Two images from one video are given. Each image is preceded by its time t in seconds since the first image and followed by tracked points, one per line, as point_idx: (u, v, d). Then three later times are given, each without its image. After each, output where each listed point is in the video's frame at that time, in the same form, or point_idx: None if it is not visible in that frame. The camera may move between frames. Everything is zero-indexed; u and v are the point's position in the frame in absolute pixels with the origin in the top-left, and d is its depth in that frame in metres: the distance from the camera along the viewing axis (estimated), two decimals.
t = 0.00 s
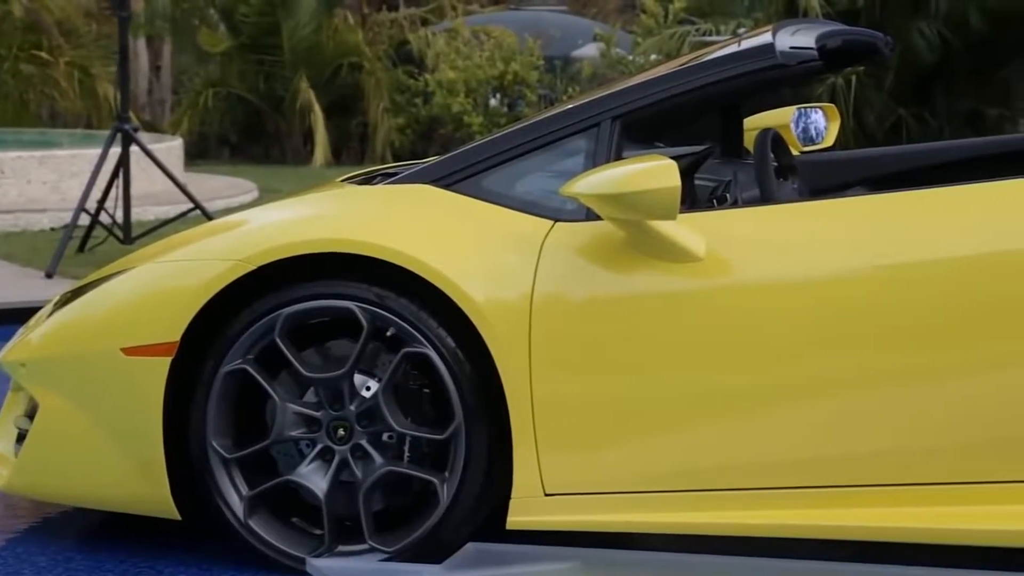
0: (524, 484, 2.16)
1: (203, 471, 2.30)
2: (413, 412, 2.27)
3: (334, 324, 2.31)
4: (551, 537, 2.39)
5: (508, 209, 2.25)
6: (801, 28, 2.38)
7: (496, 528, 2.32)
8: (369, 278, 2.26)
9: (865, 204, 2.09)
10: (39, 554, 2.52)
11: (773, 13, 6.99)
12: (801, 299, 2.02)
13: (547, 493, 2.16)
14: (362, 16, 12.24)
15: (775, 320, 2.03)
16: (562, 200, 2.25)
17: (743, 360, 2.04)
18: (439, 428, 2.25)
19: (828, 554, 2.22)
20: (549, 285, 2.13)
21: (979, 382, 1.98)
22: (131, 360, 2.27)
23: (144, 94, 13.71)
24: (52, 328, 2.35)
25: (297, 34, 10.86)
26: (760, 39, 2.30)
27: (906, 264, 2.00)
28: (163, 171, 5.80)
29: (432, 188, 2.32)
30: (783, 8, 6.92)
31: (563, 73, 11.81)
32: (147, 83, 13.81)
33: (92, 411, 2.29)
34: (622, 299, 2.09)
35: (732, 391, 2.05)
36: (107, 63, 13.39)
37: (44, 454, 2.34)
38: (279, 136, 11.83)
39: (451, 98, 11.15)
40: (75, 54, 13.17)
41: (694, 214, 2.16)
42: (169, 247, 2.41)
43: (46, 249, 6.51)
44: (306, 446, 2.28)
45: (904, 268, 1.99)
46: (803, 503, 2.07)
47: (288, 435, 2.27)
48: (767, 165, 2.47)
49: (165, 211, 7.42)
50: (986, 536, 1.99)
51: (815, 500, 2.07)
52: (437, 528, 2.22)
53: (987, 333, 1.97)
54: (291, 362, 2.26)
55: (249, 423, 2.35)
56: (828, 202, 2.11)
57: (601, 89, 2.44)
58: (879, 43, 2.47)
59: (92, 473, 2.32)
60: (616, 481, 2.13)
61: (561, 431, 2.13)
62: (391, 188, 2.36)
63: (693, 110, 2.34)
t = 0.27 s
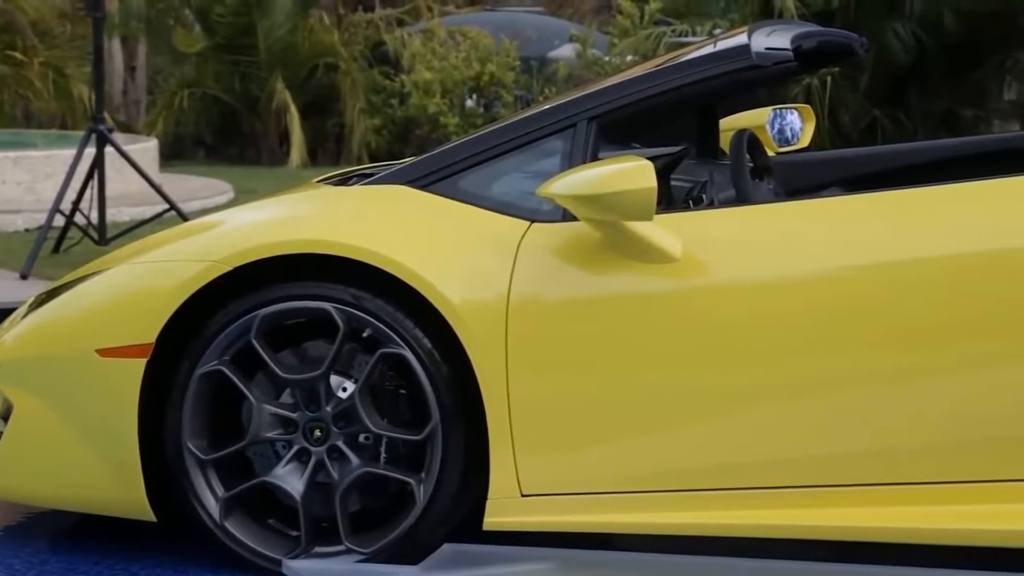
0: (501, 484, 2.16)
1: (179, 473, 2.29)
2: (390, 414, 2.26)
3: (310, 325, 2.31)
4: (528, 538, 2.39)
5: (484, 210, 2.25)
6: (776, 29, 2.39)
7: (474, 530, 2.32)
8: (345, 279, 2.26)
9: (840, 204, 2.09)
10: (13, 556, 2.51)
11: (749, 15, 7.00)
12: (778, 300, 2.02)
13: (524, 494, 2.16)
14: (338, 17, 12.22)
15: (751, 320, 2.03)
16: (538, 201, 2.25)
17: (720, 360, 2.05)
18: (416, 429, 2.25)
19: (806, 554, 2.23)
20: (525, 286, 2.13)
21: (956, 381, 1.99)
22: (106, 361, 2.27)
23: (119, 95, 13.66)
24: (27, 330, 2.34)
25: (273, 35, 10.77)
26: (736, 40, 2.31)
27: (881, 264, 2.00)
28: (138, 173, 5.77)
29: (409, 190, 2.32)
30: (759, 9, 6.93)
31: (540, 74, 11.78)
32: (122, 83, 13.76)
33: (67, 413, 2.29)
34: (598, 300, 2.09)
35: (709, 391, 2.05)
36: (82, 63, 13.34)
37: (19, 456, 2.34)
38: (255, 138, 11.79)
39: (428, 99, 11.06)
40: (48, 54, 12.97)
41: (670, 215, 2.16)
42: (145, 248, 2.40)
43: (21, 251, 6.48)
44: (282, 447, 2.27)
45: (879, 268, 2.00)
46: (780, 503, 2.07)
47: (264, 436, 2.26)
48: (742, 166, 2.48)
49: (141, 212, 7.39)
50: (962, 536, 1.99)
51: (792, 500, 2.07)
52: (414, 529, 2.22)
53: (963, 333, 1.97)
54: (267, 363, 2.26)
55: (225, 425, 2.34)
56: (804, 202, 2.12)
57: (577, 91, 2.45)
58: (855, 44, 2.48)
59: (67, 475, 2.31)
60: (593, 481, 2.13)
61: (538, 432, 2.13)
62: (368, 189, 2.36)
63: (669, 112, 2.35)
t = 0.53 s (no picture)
0: (477, 485, 2.16)
1: (155, 474, 2.29)
2: (366, 415, 2.26)
3: (286, 326, 2.30)
4: (506, 539, 2.39)
5: (460, 211, 2.25)
6: (751, 30, 2.39)
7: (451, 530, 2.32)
8: (321, 279, 2.25)
9: (816, 205, 2.10)
10: None
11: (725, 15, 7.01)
12: (754, 300, 2.03)
13: (501, 495, 2.16)
14: (313, 18, 12.18)
15: (727, 320, 2.03)
16: (514, 202, 2.26)
17: (696, 361, 2.05)
18: (392, 429, 2.25)
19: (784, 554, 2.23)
20: (501, 286, 2.13)
21: (932, 381, 1.99)
22: (81, 362, 2.26)
23: (93, 95, 13.61)
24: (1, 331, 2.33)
25: (247, 36, 10.75)
26: (711, 41, 2.31)
27: (856, 265, 2.00)
28: (113, 173, 5.74)
29: (385, 191, 2.32)
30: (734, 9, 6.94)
31: (515, 75, 11.72)
32: (97, 84, 13.70)
33: (42, 414, 2.28)
34: (574, 300, 2.09)
35: (685, 392, 2.06)
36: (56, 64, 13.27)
37: None
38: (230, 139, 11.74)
39: (404, 100, 10.92)
40: (24, 55, 12.83)
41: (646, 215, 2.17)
42: (120, 249, 2.39)
43: None
44: (258, 448, 2.27)
45: (854, 268, 2.00)
46: (758, 503, 2.08)
47: (240, 438, 2.26)
48: (718, 167, 2.49)
49: (116, 213, 7.37)
50: (939, 535, 1.99)
51: (769, 500, 2.07)
52: (391, 530, 2.22)
53: (939, 333, 1.97)
54: (243, 364, 2.25)
55: (201, 426, 2.34)
56: (780, 203, 2.12)
57: (553, 91, 2.45)
58: (830, 44, 2.49)
59: (42, 476, 2.30)
60: (571, 482, 2.13)
61: (514, 432, 2.13)
62: (344, 189, 2.36)
63: (644, 112, 2.35)
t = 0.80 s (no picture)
0: (452, 487, 2.16)
1: (128, 476, 2.28)
2: (340, 416, 2.26)
3: (260, 327, 2.30)
4: (481, 540, 2.38)
5: (434, 212, 2.25)
6: (724, 31, 2.40)
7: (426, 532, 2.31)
8: (294, 281, 2.25)
9: (790, 206, 2.10)
10: None
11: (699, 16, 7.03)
12: (728, 301, 2.03)
13: (476, 496, 2.16)
14: (286, 19, 12.14)
15: (702, 321, 2.03)
16: (489, 203, 2.26)
17: (671, 362, 2.05)
18: (366, 431, 2.25)
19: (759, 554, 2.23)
20: (475, 287, 2.13)
21: (906, 382, 1.99)
22: (53, 364, 2.25)
23: (66, 96, 13.54)
24: None
25: (220, 35, 10.53)
26: (685, 42, 2.32)
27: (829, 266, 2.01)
28: (85, 174, 5.71)
29: (359, 192, 2.32)
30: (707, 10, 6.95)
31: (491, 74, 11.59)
32: (69, 85, 13.64)
33: (15, 416, 2.27)
34: (549, 301, 2.09)
35: (660, 393, 2.06)
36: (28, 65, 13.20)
37: None
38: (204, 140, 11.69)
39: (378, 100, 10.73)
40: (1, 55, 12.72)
41: (621, 216, 2.17)
42: (93, 251, 2.38)
43: None
44: (232, 450, 2.26)
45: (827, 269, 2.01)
46: (733, 503, 2.08)
47: (214, 439, 2.25)
48: (692, 169, 2.49)
49: (88, 215, 7.33)
50: (913, 535, 2.00)
51: (744, 500, 2.08)
52: (365, 531, 2.21)
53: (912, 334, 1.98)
54: (217, 365, 2.25)
55: (175, 428, 2.33)
56: (754, 204, 2.13)
57: (526, 92, 2.45)
58: (802, 45, 2.49)
59: (15, 479, 2.29)
60: (546, 483, 2.13)
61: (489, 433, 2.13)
62: (318, 191, 2.36)
63: (618, 114, 2.35)
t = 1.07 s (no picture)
0: (429, 488, 2.16)
1: (104, 478, 2.27)
2: (317, 417, 2.26)
3: (237, 328, 2.29)
4: (458, 541, 2.38)
5: (411, 213, 2.25)
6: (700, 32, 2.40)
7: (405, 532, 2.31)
8: (271, 282, 2.24)
9: (767, 206, 2.10)
10: None
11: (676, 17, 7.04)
12: (706, 302, 2.03)
13: (454, 496, 2.16)
14: (262, 19, 12.11)
15: (679, 322, 2.04)
16: (466, 203, 2.26)
17: (648, 363, 2.05)
18: (343, 432, 2.25)
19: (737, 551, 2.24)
20: (453, 288, 2.13)
21: (883, 382, 1.99)
22: (29, 366, 2.25)
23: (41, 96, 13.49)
24: None
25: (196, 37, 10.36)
26: (661, 42, 2.32)
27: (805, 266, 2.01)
28: (61, 175, 5.68)
29: (336, 192, 2.31)
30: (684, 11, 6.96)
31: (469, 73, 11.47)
32: (44, 85, 13.58)
33: None
34: (526, 302, 2.09)
35: (638, 394, 2.06)
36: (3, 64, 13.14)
37: None
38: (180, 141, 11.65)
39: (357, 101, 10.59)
40: None
41: (599, 217, 2.17)
42: (69, 251, 2.38)
43: None
44: (208, 451, 2.26)
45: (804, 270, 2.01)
46: (711, 503, 2.08)
47: (190, 441, 2.25)
48: (668, 169, 2.49)
49: (64, 217, 7.30)
50: (890, 534, 2.01)
51: (721, 500, 2.08)
52: (342, 533, 2.21)
53: (888, 334, 1.98)
54: (193, 367, 2.24)
55: (151, 429, 2.32)
56: (730, 204, 2.13)
57: (504, 92, 2.45)
58: (777, 46, 2.50)
59: None
60: (525, 483, 2.13)
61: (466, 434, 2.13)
62: (294, 191, 2.35)
63: (595, 114, 2.35)
